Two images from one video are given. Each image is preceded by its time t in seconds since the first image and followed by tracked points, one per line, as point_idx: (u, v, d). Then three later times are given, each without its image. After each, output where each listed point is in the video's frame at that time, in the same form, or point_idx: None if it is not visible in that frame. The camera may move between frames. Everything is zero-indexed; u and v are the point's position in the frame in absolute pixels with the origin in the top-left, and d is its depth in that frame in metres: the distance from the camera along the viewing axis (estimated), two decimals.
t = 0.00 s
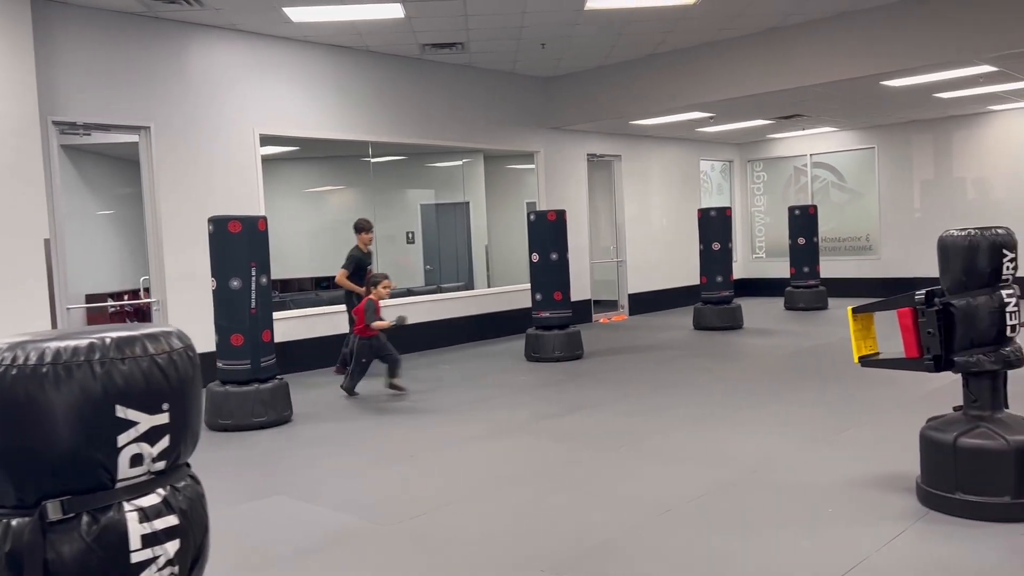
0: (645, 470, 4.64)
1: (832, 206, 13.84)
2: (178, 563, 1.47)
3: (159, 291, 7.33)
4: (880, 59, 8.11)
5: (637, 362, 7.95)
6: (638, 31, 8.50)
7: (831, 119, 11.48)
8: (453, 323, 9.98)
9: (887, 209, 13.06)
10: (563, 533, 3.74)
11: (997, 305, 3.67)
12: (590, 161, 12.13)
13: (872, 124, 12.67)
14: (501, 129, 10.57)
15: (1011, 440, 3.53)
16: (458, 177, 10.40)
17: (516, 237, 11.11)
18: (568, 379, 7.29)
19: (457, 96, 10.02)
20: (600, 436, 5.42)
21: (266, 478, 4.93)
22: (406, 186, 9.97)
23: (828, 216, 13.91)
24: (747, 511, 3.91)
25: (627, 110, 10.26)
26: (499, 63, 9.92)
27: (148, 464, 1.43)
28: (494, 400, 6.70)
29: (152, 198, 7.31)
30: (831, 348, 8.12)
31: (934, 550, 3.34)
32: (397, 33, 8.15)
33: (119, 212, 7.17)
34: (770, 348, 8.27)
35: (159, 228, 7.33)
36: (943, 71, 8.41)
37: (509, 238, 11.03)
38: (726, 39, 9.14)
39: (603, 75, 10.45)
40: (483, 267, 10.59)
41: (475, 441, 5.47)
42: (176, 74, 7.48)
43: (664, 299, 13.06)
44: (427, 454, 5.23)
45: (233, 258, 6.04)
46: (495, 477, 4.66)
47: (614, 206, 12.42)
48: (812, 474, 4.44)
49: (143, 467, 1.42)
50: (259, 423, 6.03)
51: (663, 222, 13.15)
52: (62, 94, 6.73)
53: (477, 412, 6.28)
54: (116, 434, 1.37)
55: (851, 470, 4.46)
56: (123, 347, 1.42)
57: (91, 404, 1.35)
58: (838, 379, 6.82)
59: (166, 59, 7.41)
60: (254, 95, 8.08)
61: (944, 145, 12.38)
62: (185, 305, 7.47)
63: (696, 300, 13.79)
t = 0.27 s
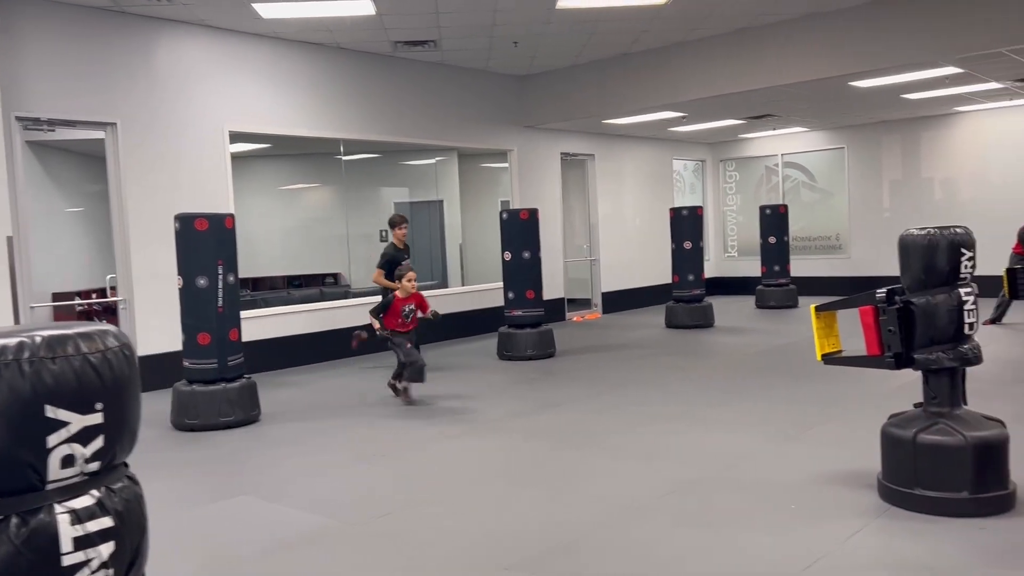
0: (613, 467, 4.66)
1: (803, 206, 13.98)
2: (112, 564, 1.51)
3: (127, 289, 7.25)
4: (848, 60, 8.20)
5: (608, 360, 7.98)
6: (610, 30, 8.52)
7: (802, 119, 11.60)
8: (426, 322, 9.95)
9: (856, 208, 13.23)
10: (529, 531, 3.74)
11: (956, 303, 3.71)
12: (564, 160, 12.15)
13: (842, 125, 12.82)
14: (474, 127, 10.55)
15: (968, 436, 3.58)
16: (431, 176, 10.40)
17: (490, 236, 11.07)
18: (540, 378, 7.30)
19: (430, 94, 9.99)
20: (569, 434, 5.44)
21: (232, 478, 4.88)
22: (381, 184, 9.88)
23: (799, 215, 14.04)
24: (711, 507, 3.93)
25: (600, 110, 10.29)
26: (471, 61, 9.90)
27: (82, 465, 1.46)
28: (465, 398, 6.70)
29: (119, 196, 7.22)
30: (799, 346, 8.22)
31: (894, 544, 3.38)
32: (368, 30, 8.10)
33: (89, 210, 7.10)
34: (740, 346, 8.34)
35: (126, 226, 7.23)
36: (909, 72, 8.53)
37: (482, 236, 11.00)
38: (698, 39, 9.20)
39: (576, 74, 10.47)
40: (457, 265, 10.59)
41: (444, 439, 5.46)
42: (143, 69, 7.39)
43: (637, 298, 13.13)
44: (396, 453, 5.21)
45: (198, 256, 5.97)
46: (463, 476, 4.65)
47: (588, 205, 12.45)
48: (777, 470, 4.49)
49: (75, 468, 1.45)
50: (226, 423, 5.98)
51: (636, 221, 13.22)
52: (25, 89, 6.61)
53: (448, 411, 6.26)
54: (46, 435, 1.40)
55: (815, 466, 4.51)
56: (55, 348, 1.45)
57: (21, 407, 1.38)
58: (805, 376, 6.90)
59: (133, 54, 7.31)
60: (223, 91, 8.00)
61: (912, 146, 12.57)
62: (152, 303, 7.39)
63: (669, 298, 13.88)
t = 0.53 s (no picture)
0: (580, 465, 4.68)
1: (772, 205, 14.12)
2: (48, 566, 1.51)
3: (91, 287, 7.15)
4: (815, 60, 8.29)
5: (579, 358, 8.00)
6: (581, 29, 8.54)
7: (771, 119, 11.72)
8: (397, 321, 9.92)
9: (825, 208, 13.39)
10: (495, 530, 3.73)
11: (916, 300, 3.76)
12: (536, 158, 12.16)
13: (811, 125, 12.97)
14: (445, 125, 10.51)
15: (927, 432, 3.63)
16: (402, 174, 10.34)
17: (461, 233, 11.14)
18: (510, 376, 7.31)
19: (401, 91, 9.94)
20: (537, 432, 5.45)
21: (197, 478, 4.82)
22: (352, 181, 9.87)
23: (768, 214, 14.18)
24: (675, 504, 3.96)
25: (571, 108, 10.32)
26: (442, 58, 9.87)
27: (15, 465, 1.45)
28: (434, 397, 6.68)
29: (83, 193, 7.11)
30: (767, 344, 8.31)
31: (854, 538, 3.43)
32: (337, 26, 8.04)
33: (53, 207, 7.04)
34: (709, 344, 8.41)
35: (90, 223, 7.12)
36: (875, 73, 8.65)
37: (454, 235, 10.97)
38: (667, 39, 9.25)
39: (547, 73, 10.48)
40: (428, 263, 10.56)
41: (412, 438, 5.44)
42: (107, 63, 7.26)
43: (609, 296, 13.19)
44: (364, 452, 5.18)
45: (162, 254, 5.89)
46: (430, 475, 4.64)
47: (560, 203, 12.47)
48: (741, 467, 4.53)
49: (9, 469, 1.44)
50: (192, 423, 5.91)
51: (608, 220, 13.27)
52: None
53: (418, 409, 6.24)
54: None
55: (779, 462, 4.56)
56: None
57: None
58: (773, 374, 6.98)
59: (97, 48, 7.17)
60: (189, 86, 7.90)
61: (879, 146, 12.76)
62: (117, 302, 7.28)
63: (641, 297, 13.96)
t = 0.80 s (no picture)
0: (553, 465, 4.68)
1: (746, 205, 14.25)
2: None
3: (59, 288, 7.03)
4: (788, 62, 8.37)
5: (553, 358, 8.00)
6: (555, 29, 8.56)
7: (745, 120, 11.83)
8: (372, 321, 9.85)
9: (797, 208, 13.55)
10: (467, 530, 3.71)
11: (883, 299, 3.79)
12: (511, 158, 12.17)
13: (783, 126, 13.11)
14: (419, 124, 10.48)
15: (895, 430, 3.67)
16: (376, 174, 10.30)
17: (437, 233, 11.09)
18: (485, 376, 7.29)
19: (375, 90, 9.89)
20: (511, 432, 5.43)
21: (165, 481, 4.75)
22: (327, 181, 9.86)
23: (742, 215, 14.30)
24: (647, 503, 3.97)
25: (546, 109, 10.34)
26: (417, 58, 9.84)
27: None
28: (408, 397, 6.64)
29: (50, 191, 6.98)
30: (740, 343, 8.38)
31: (824, 535, 3.45)
32: (310, 24, 7.99)
33: (21, 205, 6.88)
34: (683, 344, 8.45)
35: (57, 223, 7.00)
36: (845, 74, 8.75)
37: (428, 235, 10.96)
38: (642, 39, 9.31)
39: (522, 72, 10.49)
40: (403, 263, 10.53)
41: (384, 439, 5.40)
42: (74, 58, 7.13)
43: (585, 296, 13.23)
44: (336, 453, 5.13)
45: (132, 253, 5.81)
46: (403, 475, 4.61)
47: (535, 203, 12.49)
48: (713, 465, 4.55)
49: None
50: (162, 424, 5.83)
51: (584, 220, 13.32)
52: None
53: (391, 410, 6.20)
54: None
55: (750, 460, 4.59)
56: None
57: None
58: (745, 373, 7.03)
59: (64, 44, 7.05)
60: (160, 84, 7.80)
61: (850, 147, 12.93)
62: (86, 302, 7.17)
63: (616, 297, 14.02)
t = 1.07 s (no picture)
0: (528, 464, 4.69)
1: (719, 205, 14.38)
2: None
3: (26, 288, 6.92)
4: (760, 63, 8.46)
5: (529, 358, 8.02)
6: (530, 29, 8.59)
7: (718, 121, 11.94)
8: (348, 321, 9.79)
9: (770, 209, 13.70)
10: (440, 530, 3.71)
11: (852, 299, 3.82)
12: (487, 158, 12.18)
13: (756, 127, 13.25)
14: (395, 123, 10.45)
15: (864, 427, 3.74)
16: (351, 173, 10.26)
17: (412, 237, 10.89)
18: (460, 376, 7.29)
19: (350, 89, 9.85)
20: (486, 432, 5.44)
21: (135, 483, 4.70)
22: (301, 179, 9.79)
23: (715, 215, 14.44)
24: (621, 501, 4.00)
25: (522, 109, 10.36)
26: (391, 57, 9.82)
27: None
28: (384, 398, 6.62)
29: (17, 190, 6.87)
30: (714, 342, 8.46)
31: (794, 531, 3.49)
32: (284, 22, 7.93)
33: None
34: (657, 343, 8.51)
35: (25, 222, 6.89)
36: (817, 76, 8.86)
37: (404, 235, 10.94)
38: (617, 41, 9.36)
39: (497, 73, 10.51)
40: (379, 263, 10.49)
41: (359, 440, 5.38)
42: (41, 54, 7.01)
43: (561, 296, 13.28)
44: (309, 455, 5.10)
45: (101, 253, 5.73)
46: (377, 476, 4.59)
47: (511, 203, 12.51)
48: (686, 463, 4.60)
49: None
50: (132, 426, 5.76)
51: (559, 220, 13.36)
52: None
53: (365, 411, 6.18)
54: None
55: (723, 458, 4.64)
56: None
57: None
58: (719, 372, 7.10)
59: (32, 41, 6.94)
60: (131, 82, 7.70)
61: (822, 148, 13.10)
62: (54, 303, 7.07)
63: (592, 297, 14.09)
